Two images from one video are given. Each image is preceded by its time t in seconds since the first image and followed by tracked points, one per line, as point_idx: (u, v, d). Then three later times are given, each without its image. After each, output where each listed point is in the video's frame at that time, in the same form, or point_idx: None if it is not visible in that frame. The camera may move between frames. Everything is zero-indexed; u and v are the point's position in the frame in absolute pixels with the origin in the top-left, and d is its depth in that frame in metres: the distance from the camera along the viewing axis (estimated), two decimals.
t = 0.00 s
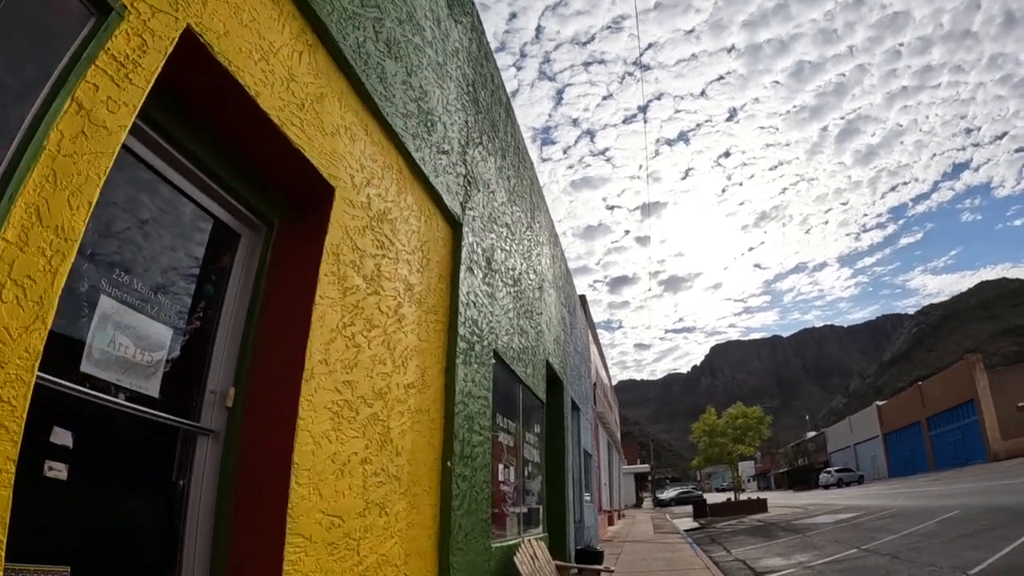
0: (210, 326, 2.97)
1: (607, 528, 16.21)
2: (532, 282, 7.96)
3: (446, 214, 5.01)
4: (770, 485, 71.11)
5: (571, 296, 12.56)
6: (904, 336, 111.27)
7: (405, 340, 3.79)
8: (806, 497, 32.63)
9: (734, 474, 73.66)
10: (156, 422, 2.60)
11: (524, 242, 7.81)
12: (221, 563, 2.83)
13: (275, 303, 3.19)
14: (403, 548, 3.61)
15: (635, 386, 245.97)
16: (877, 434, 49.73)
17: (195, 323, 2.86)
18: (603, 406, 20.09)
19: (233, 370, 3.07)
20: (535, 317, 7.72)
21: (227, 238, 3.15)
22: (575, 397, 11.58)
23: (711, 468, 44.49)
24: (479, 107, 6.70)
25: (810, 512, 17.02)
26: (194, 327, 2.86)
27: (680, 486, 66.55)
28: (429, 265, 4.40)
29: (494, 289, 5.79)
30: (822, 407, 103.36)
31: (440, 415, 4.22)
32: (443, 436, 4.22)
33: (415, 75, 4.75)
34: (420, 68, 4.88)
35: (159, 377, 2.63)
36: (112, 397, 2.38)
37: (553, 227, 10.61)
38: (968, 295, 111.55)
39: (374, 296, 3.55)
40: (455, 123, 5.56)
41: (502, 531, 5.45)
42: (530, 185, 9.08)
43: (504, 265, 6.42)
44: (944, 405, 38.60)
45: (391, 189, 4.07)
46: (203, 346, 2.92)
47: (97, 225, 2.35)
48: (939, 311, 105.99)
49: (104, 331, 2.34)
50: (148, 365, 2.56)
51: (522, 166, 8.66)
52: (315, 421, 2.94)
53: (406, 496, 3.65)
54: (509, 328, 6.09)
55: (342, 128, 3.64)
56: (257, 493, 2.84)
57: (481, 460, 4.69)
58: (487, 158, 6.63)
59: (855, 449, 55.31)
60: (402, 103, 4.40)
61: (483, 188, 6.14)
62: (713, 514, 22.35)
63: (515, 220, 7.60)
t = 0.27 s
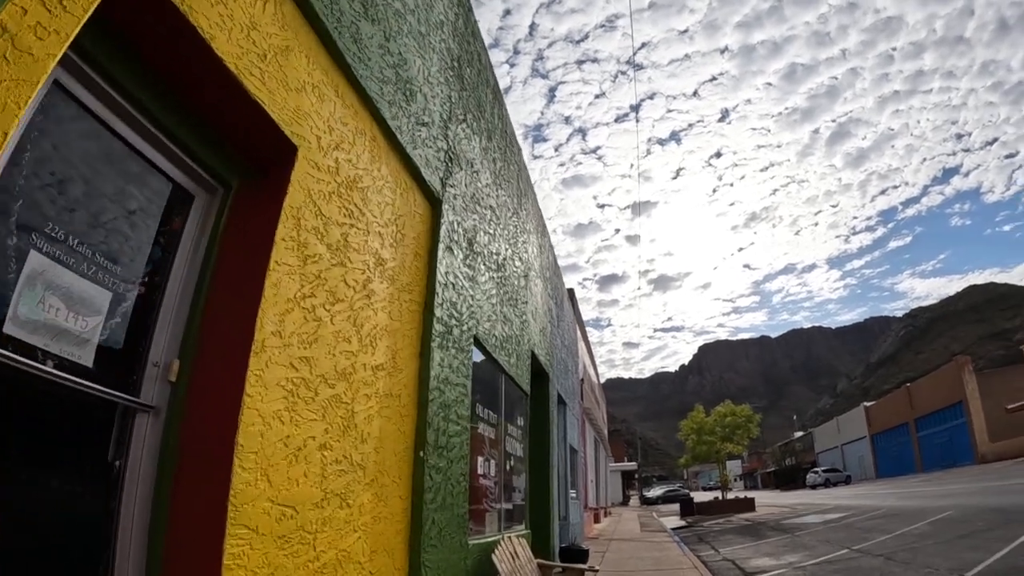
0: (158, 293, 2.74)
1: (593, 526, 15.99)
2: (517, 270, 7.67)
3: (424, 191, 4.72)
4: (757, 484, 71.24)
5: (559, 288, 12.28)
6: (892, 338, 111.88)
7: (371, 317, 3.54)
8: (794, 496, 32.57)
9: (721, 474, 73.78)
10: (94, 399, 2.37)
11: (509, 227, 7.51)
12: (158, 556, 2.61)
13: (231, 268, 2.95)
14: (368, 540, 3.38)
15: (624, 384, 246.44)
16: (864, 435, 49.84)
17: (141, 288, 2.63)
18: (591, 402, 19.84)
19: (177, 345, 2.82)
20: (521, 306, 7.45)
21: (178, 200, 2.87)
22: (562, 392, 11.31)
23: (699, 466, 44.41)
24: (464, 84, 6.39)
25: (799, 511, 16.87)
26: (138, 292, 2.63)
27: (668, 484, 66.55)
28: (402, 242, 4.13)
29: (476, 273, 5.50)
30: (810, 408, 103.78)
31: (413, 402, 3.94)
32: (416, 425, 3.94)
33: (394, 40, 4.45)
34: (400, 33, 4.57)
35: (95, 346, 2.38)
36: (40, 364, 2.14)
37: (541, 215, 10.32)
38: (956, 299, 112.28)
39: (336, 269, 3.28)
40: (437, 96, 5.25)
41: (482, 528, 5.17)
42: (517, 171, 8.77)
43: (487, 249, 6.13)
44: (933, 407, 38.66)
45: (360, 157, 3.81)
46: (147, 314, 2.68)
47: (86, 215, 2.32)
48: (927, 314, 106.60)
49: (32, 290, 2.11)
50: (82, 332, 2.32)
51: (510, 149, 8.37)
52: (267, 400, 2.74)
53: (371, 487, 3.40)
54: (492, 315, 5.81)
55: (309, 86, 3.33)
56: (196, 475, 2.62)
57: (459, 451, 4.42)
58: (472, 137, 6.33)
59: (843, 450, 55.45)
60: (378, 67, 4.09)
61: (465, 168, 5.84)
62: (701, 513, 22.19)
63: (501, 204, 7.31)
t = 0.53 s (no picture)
0: (85, 264, 2.44)
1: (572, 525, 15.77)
2: (496, 260, 7.38)
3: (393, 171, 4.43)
4: (738, 484, 71.46)
5: (540, 282, 12.01)
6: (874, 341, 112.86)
7: (324, 299, 3.27)
8: (775, 497, 32.57)
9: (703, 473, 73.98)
10: (12, 379, 2.10)
11: (487, 215, 7.23)
12: (76, 561, 2.29)
13: (170, 239, 2.65)
14: (318, 541, 3.12)
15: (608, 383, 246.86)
16: (846, 436, 50.07)
17: (66, 257, 2.36)
18: (571, 400, 19.57)
19: (103, 324, 2.49)
20: (498, 297, 7.17)
21: (114, 162, 2.58)
22: (542, 388, 11.05)
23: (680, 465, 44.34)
24: (442, 62, 6.08)
25: (781, 512, 16.76)
26: (64, 261, 2.35)
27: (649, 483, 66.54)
28: (364, 223, 3.85)
29: (450, 260, 5.22)
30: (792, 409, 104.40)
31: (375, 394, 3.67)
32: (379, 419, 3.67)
33: (364, 6, 4.13)
34: None
35: (11, 317, 2.10)
36: None
37: (522, 205, 10.01)
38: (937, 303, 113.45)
39: (284, 247, 3.01)
40: (411, 71, 4.94)
41: (452, 529, 4.90)
42: (498, 158, 8.48)
43: (463, 236, 5.84)
44: (914, 409, 38.83)
45: (317, 127, 3.52)
46: (72, 287, 2.38)
47: (68, 201, 2.35)
48: (909, 318, 107.61)
49: None
50: None
51: (490, 135, 8.07)
52: (201, 381, 2.48)
53: (322, 484, 3.14)
54: (466, 304, 5.52)
55: (265, 45, 3.03)
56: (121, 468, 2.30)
57: (427, 447, 4.16)
58: (449, 118, 6.03)
59: (824, 451, 55.74)
60: (344, 33, 3.79)
61: (440, 150, 5.54)
62: (682, 513, 22.04)
63: (479, 191, 7.01)
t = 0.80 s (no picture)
0: None
1: (547, 524, 15.45)
2: (470, 247, 7.03)
3: (356, 140, 4.08)
4: (714, 485, 71.69)
5: (518, 275, 11.66)
6: (851, 345, 114.06)
7: (266, 270, 2.94)
8: (751, 498, 32.57)
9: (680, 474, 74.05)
10: None
11: (462, 200, 6.88)
12: None
13: (99, 188, 2.25)
14: (257, 540, 2.77)
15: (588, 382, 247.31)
16: (822, 438, 50.36)
17: None
18: (548, 397, 19.22)
19: (14, 283, 2.08)
20: (472, 286, 6.83)
21: (31, 102, 2.16)
22: (517, 384, 10.71)
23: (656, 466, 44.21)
24: (417, 34, 5.72)
25: (759, 514, 16.56)
26: None
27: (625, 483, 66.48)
28: (320, 191, 3.53)
29: (419, 242, 4.87)
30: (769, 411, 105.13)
31: (329, 379, 3.32)
32: (333, 407, 3.32)
33: None
34: None
35: None
36: None
37: (500, 195, 9.67)
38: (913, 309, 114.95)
39: (221, 208, 2.68)
40: (381, 35, 4.58)
41: (418, 528, 4.55)
42: (475, 143, 8.13)
43: (435, 218, 5.49)
44: (891, 412, 39.04)
45: (271, 82, 3.17)
46: None
47: None
48: (886, 323, 108.87)
49: None
50: None
51: (468, 118, 7.72)
52: (113, 351, 2.14)
53: (263, 478, 2.81)
54: (437, 290, 5.18)
55: None
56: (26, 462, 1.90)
57: (391, 440, 3.82)
58: (422, 92, 5.67)
59: (800, 453, 56.02)
60: None
61: (412, 125, 5.19)
62: (659, 513, 21.81)
63: (454, 174, 6.67)
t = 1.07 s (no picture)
0: None
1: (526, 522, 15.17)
2: (450, 234, 6.68)
3: (326, 104, 3.75)
4: (694, 484, 71.88)
5: (499, 268, 11.34)
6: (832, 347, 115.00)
7: (213, 231, 2.63)
8: (730, 497, 32.59)
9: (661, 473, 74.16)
10: None
11: (442, 183, 6.54)
12: None
13: (19, 119, 1.93)
14: (198, 535, 2.43)
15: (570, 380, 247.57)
16: (802, 439, 50.59)
17: None
18: (529, 393, 18.94)
19: None
20: (451, 273, 6.48)
21: None
22: (497, 380, 10.39)
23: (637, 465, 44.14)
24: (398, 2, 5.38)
25: (742, 513, 16.39)
26: None
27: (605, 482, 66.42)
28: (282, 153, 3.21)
29: (394, 220, 4.53)
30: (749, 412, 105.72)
31: (287, 360, 3.00)
32: (292, 389, 3.00)
33: None
34: None
35: None
36: None
37: (482, 184, 9.35)
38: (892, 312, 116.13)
39: (161, 155, 2.35)
40: None
41: (389, 525, 4.21)
42: (458, 127, 7.79)
43: (412, 198, 5.15)
44: (872, 413, 39.22)
45: (231, 26, 2.84)
46: None
47: None
48: (866, 325, 109.90)
49: None
50: None
51: (450, 100, 7.39)
52: (21, 305, 1.82)
53: (206, 463, 2.49)
54: (412, 273, 4.84)
55: None
56: None
57: (359, 429, 3.50)
58: (401, 64, 5.32)
59: (780, 453, 56.26)
60: None
61: (389, 96, 4.85)
62: (640, 512, 21.61)
63: (434, 155, 6.33)
